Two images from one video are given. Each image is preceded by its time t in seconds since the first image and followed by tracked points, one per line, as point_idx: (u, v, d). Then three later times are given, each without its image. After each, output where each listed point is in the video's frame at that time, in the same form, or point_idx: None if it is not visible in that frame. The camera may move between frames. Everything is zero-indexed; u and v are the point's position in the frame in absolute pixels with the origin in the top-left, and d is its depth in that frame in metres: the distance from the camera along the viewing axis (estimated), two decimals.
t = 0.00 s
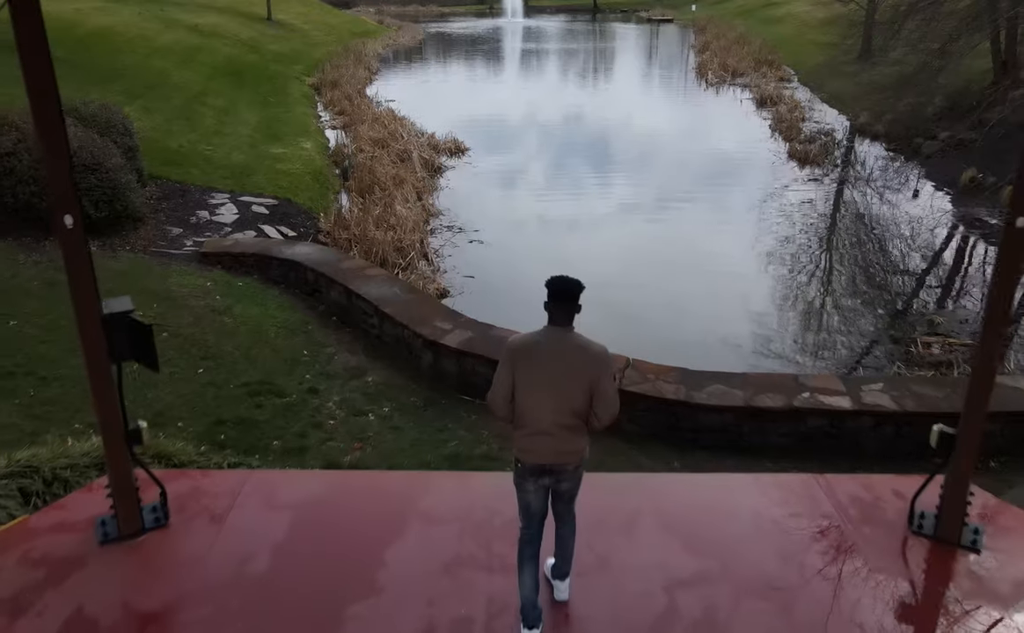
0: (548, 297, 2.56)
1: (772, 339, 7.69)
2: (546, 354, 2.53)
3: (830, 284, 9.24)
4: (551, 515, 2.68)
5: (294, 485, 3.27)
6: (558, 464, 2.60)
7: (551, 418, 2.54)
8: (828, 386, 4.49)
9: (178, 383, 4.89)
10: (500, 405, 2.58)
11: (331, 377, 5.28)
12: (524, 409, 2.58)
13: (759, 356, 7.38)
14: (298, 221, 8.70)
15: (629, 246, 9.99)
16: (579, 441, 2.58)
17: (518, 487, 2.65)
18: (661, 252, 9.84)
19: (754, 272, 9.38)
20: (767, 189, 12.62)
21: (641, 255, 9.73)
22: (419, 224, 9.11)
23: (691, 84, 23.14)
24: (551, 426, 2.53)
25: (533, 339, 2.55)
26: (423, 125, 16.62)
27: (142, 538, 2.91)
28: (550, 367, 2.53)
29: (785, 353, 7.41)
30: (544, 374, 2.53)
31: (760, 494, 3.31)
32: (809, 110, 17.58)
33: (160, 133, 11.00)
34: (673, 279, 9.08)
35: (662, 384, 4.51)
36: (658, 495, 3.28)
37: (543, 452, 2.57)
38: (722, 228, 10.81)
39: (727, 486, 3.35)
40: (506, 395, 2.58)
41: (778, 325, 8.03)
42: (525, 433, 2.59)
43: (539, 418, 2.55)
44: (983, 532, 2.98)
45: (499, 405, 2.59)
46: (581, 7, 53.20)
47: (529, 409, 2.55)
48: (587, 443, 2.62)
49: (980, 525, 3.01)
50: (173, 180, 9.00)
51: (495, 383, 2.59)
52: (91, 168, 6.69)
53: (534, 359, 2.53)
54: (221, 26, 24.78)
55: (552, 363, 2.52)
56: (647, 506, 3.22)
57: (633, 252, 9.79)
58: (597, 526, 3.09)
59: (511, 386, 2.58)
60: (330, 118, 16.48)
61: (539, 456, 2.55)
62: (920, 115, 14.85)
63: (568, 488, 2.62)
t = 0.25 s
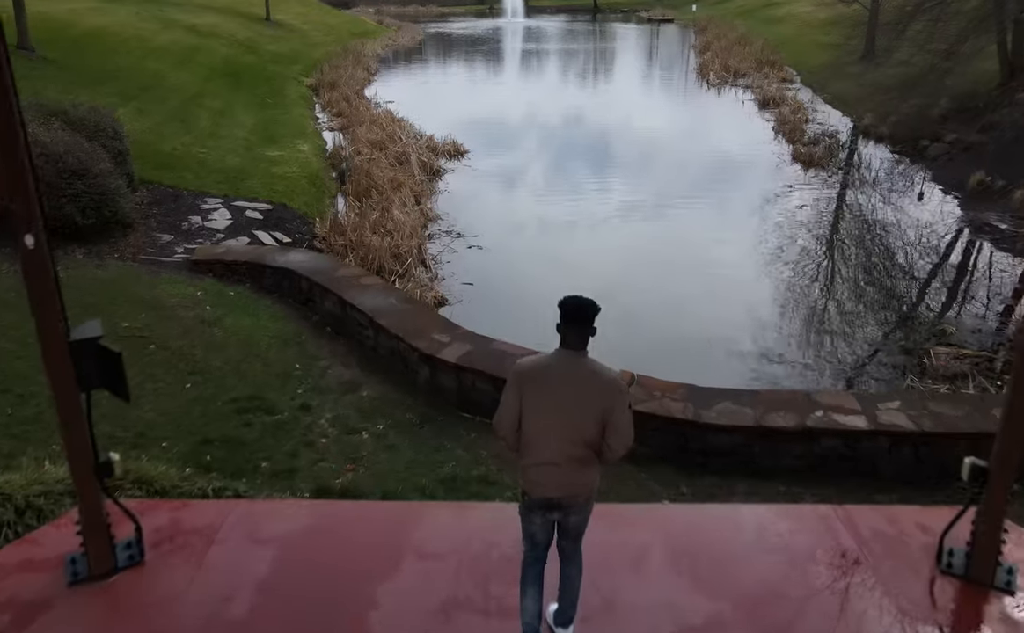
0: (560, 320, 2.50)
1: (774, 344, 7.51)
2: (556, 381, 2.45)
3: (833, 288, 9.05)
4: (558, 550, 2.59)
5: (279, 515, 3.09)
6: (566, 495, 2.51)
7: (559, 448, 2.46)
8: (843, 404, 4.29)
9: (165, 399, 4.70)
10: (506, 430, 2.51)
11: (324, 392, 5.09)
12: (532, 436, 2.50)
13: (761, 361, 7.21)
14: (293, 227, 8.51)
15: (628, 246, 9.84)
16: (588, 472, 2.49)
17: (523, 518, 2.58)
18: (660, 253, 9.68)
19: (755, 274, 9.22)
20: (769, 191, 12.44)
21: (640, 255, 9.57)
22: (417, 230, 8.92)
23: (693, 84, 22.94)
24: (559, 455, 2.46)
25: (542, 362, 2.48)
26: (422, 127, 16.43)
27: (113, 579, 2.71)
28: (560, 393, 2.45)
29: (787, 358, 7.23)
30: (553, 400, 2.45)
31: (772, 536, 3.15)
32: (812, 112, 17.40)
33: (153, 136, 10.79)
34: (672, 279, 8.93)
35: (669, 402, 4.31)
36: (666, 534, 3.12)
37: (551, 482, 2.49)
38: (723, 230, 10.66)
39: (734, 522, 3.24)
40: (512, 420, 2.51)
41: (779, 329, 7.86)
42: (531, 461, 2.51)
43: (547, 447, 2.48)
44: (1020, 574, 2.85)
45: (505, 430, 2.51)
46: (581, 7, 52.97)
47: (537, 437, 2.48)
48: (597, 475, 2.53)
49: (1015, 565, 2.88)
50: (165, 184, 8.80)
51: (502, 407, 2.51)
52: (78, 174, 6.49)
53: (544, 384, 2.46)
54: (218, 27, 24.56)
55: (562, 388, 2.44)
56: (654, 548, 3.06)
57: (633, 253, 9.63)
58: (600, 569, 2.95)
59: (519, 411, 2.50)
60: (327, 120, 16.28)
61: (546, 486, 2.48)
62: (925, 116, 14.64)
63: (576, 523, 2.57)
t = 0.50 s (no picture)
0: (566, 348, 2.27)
1: (776, 346, 7.33)
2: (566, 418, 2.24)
3: (836, 289, 8.87)
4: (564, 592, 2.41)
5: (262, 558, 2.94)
6: (575, 538, 2.35)
7: (570, 491, 2.28)
8: (860, 425, 4.08)
9: (148, 417, 4.48)
10: (511, 471, 2.30)
11: (316, 409, 4.88)
12: (539, 476, 2.30)
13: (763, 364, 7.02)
14: (287, 232, 8.31)
15: (628, 245, 9.68)
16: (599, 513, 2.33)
17: (524, 555, 2.43)
18: (661, 252, 9.54)
19: (756, 274, 9.07)
20: (771, 191, 12.26)
21: (640, 255, 9.40)
22: (414, 236, 8.73)
23: (695, 85, 22.74)
24: (571, 499, 2.28)
25: (551, 396, 2.26)
26: (421, 129, 16.23)
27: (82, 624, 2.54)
28: (574, 430, 2.25)
29: (790, 362, 7.04)
30: (566, 439, 2.25)
31: (787, 578, 2.97)
32: (815, 113, 17.19)
33: (146, 138, 10.59)
34: (672, 278, 8.78)
35: (676, 423, 4.11)
36: (676, 572, 2.94)
37: (560, 527, 2.32)
38: (724, 229, 10.51)
39: (749, 558, 3.05)
40: (519, 460, 2.29)
41: (781, 331, 7.68)
42: (539, 502, 2.31)
43: (557, 489, 2.29)
44: None
45: (510, 471, 2.30)
46: (581, 7, 52.76)
47: (546, 479, 2.28)
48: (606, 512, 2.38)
49: None
50: (156, 189, 8.60)
51: (505, 447, 2.29)
52: (64, 180, 6.30)
53: (555, 420, 2.25)
54: (216, 27, 24.35)
55: (576, 425, 2.24)
56: (664, 589, 2.87)
57: (633, 252, 9.46)
58: (609, 606, 2.79)
59: (526, 450, 2.28)
60: (325, 121, 16.08)
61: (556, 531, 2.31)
62: (930, 118, 14.43)
63: (582, 565, 2.40)
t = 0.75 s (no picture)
0: (564, 386, 2.06)
1: (779, 350, 7.17)
2: (568, 467, 2.05)
3: (839, 293, 8.67)
4: None
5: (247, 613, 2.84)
6: (581, 592, 2.18)
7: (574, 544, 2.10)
8: (878, 451, 3.87)
9: (130, 440, 4.27)
10: (510, 523, 2.11)
11: (306, 429, 4.67)
12: (540, 529, 2.11)
13: (765, 368, 6.87)
14: (281, 239, 8.09)
15: (628, 245, 9.62)
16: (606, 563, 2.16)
17: (524, 610, 2.25)
18: (662, 251, 9.47)
19: (758, 276, 8.93)
20: (773, 193, 12.09)
21: (641, 257, 9.23)
22: (411, 242, 8.52)
23: (697, 85, 22.53)
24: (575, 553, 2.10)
25: (551, 443, 2.05)
26: (420, 130, 16.03)
27: None
28: (578, 480, 2.05)
29: (794, 367, 6.86)
30: (569, 489, 2.05)
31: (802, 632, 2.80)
32: (819, 113, 16.98)
33: (138, 142, 10.38)
34: (673, 278, 8.70)
35: (684, 447, 3.90)
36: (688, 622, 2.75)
37: (565, 581, 2.14)
38: (725, 230, 10.41)
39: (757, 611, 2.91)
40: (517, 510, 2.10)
41: (784, 335, 7.51)
42: (541, 554, 2.14)
43: (559, 543, 2.11)
44: None
45: (508, 522, 2.11)
46: (581, 7, 52.57)
47: (547, 533, 2.10)
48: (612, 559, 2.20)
49: None
50: (147, 195, 8.39)
51: (501, 499, 2.10)
52: (47, 187, 6.11)
53: (557, 470, 2.05)
54: (214, 28, 24.13)
55: (580, 475, 2.05)
56: None
57: (633, 255, 9.28)
58: None
59: (525, 500, 2.09)
60: (322, 123, 15.87)
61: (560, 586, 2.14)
62: (936, 120, 14.21)
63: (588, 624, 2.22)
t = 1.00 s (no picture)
0: (554, 440, 1.94)
1: (782, 355, 7.01)
2: (562, 530, 1.92)
3: (842, 296, 8.49)
4: None
5: None
6: None
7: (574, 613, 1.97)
8: (899, 479, 3.65)
9: (108, 465, 4.05)
10: (499, 593, 1.99)
11: (295, 452, 4.45)
12: (533, 597, 1.99)
13: (767, 372, 6.72)
14: (274, 246, 7.88)
15: (628, 246, 9.52)
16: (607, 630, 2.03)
17: None
18: (662, 251, 9.38)
19: (760, 278, 8.77)
20: (775, 195, 11.90)
21: (640, 260, 9.09)
22: (408, 250, 8.31)
23: (698, 86, 22.34)
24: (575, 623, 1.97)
25: (537, 504, 1.94)
26: (418, 132, 15.84)
27: None
28: (571, 542, 1.93)
29: (797, 373, 6.70)
30: (561, 553, 1.94)
31: None
32: (822, 115, 16.77)
33: (130, 145, 10.17)
34: (674, 279, 8.61)
35: (693, 475, 3.69)
36: None
37: None
38: (726, 230, 10.28)
39: None
40: (508, 579, 1.98)
41: (786, 339, 7.35)
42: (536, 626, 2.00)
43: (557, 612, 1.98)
44: None
45: (497, 592, 1.99)
46: (581, 7, 52.41)
47: (544, 602, 1.97)
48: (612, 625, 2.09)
49: None
50: (137, 201, 8.18)
51: (490, 566, 1.98)
52: (29, 195, 5.90)
53: (546, 533, 1.93)
54: (211, 29, 23.91)
55: (572, 537, 1.93)
56: None
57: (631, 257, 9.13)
58: None
59: (513, 568, 1.98)
60: (319, 126, 15.66)
61: None
62: (943, 122, 14.01)
63: None
